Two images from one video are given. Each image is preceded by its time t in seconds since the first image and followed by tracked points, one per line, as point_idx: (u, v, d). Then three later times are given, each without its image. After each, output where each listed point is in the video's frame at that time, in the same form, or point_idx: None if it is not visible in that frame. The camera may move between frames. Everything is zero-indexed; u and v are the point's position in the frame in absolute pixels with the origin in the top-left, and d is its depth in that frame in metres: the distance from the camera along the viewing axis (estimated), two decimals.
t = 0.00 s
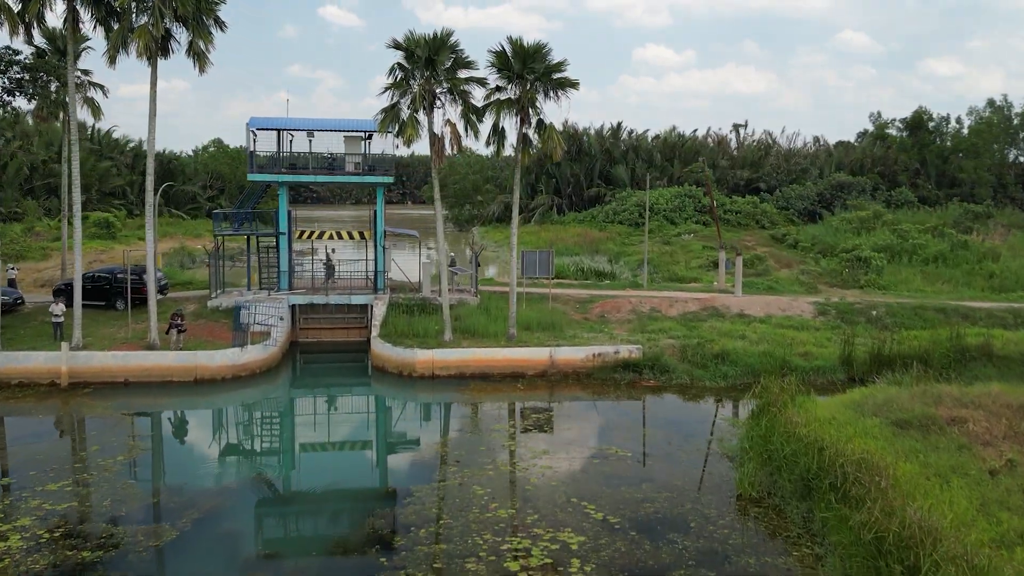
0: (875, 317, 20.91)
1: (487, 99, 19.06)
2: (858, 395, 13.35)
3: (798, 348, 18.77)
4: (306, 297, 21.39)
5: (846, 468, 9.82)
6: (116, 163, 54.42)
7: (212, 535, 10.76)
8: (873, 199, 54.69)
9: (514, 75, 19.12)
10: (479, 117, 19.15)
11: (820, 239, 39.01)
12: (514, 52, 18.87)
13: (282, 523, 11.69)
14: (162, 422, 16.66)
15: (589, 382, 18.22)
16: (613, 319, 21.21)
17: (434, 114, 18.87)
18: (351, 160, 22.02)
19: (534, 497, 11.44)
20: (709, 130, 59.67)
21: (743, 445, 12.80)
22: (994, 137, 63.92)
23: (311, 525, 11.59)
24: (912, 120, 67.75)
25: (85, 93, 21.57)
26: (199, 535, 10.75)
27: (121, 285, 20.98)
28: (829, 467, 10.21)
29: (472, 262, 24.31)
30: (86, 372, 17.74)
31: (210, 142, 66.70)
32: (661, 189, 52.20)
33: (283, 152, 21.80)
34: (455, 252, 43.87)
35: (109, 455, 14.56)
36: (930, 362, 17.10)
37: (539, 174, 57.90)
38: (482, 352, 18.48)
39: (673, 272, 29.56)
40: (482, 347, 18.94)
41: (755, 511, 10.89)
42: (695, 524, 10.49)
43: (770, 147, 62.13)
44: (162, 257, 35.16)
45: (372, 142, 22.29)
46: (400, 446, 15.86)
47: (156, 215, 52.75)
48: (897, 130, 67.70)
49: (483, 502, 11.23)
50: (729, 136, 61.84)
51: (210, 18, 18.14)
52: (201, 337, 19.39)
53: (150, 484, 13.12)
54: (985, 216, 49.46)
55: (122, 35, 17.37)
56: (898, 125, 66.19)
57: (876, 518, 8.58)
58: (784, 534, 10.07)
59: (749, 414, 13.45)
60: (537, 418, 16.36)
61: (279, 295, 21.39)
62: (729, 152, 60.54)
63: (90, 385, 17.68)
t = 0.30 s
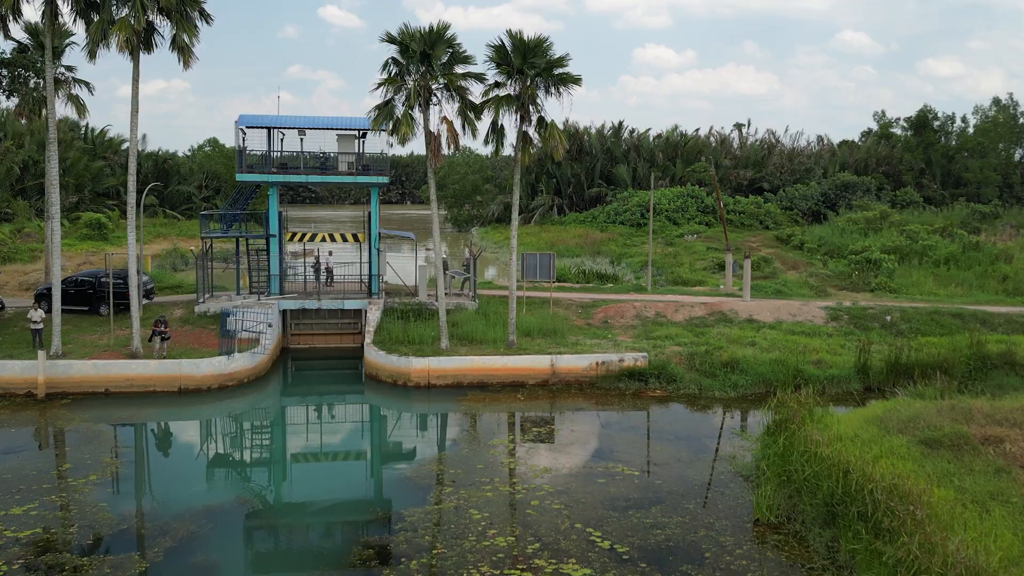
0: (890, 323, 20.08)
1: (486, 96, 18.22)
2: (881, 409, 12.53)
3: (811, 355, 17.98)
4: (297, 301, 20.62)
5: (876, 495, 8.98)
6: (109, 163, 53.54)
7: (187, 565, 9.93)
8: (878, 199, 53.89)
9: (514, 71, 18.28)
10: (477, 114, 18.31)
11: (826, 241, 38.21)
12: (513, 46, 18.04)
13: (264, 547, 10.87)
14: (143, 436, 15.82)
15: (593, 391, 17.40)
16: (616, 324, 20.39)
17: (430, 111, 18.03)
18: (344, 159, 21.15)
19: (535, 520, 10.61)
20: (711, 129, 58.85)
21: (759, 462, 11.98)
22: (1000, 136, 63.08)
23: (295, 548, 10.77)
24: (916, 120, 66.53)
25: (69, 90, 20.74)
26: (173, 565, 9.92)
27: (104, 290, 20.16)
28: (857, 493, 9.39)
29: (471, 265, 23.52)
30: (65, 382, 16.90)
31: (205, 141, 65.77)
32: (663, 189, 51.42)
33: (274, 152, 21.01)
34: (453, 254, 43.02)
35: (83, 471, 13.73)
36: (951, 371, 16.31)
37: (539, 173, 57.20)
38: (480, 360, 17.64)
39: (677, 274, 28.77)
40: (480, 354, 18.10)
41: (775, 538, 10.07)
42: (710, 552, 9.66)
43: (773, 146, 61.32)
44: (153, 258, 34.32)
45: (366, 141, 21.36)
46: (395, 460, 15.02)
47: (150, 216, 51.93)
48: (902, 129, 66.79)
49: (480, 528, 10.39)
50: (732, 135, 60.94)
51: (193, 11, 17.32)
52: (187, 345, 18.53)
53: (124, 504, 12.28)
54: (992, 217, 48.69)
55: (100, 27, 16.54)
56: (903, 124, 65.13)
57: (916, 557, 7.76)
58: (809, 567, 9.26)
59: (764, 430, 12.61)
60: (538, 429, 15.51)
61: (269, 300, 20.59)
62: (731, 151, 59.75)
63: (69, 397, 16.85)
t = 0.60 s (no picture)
0: (906, 329, 19.26)
1: (484, 92, 17.37)
2: (907, 425, 11.73)
3: (825, 364, 17.18)
4: (288, 306, 19.82)
5: (911, 529, 8.21)
6: (104, 163, 52.68)
7: None
8: (884, 199, 53.05)
9: (514, 66, 17.44)
10: (475, 111, 17.46)
11: (833, 242, 37.40)
12: (513, 40, 17.21)
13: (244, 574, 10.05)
14: (123, 450, 15.00)
15: (597, 402, 16.57)
16: (621, 330, 19.57)
17: (426, 108, 17.19)
18: (337, 159, 20.40)
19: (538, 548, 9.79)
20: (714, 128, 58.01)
21: (777, 483, 11.17)
22: (1007, 135, 62.22)
23: None
24: (922, 118, 65.36)
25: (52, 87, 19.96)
26: None
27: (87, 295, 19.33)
28: (891, 524, 8.60)
29: (469, 268, 22.73)
30: (42, 393, 16.08)
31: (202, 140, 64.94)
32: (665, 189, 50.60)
33: (264, 150, 20.22)
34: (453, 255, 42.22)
35: (56, 487, 12.91)
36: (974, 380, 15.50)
37: (540, 173, 56.44)
38: (478, 368, 16.79)
39: (682, 277, 27.96)
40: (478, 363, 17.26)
41: (798, 569, 9.26)
42: None
43: (777, 145, 60.49)
44: (144, 260, 33.50)
45: (360, 140, 20.66)
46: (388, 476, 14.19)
47: (144, 217, 51.10)
48: (907, 128, 65.89)
49: (478, 557, 9.58)
50: (735, 134, 60.07)
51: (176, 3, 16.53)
52: (171, 352, 17.69)
53: (96, 524, 11.45)
54: (1000, 218, 47.86)
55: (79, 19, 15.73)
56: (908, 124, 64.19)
57: None
58: None
59: (781, 448, 11.77)
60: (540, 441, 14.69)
61: (259, 305, 19.79)
62: (734, 151, 58.96)
63: (46, 408, 16.03)
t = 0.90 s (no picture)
0: (923, 336, 18.45)
1: (483, 87, 16.53)
2: (936, 446, 10.94)
3: (841, 373, 16.38)
4: (278, 312, 19.01)
5: (956, 567, 7.50)
6: (97, 162, 51.81)
7: None
8: (890, 199, 52.24)
9: (514, 60, 16.61)
10: (473, 108, 16.62)
11: (840, 243, 36.62)
12: (513, 33, 16.40)
13: None
14: (101, 464, 14.19)
15: (601, 413, 15.75)
16: (625, 337, 18.77)
17: (422, 105, 16.35)
18: (329, 157, 19.55)
19: None
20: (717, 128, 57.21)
21: (798, 507, 10.36)
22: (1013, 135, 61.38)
23: None
24: (927, 117, 64.40)
25: (33, 83, 19.15)
26: None
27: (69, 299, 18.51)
28: (932, 558, 7.85)
29: (468, 271, 21.93)
30: (16, 404, 15.27)
31: (198, 139, 64.08)
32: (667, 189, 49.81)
33: (254, 149, 19.38)
34: (452, 257, 41.43)
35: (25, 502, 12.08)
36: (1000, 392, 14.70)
37: (540, 173, 55.69)
38: (476, 378, 15.97)
39: (687, 279, 27.16)
40: (477, 372, 16.46)
41: None
42: None
43: (780, 144, 59.70)
44: (135, 262, 32.70)
45: (353, 138, 19.92)
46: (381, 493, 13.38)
47: (138, 217, 50.26)
48: (911, 127, 65.05)
49: None
50: (738, 133, 59.24)
51: None
52: (155, 360, 16.87)
53: (66, 547, 10.64)
54: (1009, 218, 47.06)
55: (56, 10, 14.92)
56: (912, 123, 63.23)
57: None
58: None
59: (801, 468, 10.97)
60: (541, 451, 13.86)
61: (248, 309, 18.99)
62: (737, 150, 58.17)
63: (21, 420, 15.22)
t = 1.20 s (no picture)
0: (941, 344, 17.64)
1: (481, 82, 15.71)
2: (970, 469, 10.13)
3: (858, 383, 15.58)
4: (268, 318, 18.21)
5: None
6: (91, 162, 50.82)
7: None
8: (895, 199, 51.40)
9: (515, 54, 15.79)
10: (472, 104, 15.77)
11: (847, 245, 35.83)
12: (513, 26, 15.58)
13: None
14: (78, 482, 13.39)
15: (606, 425, 14.94)
16: (630, 344, 17.98)
17: (417, 101, 15.54)
18: (320, 157, 18.76)
19: None
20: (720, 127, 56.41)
21: (822, 535, 9.55)
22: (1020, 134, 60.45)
23: None
24: (933, 117, 63.07)
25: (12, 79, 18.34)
26: None
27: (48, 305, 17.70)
28: None
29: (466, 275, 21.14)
30: None
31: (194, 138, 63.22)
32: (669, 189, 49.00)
33: (242, 148, 18.57)
34: (451, 259, 40.58)
35: None
36: None
37: (541, 173, 54.93)
38: (474, 389, 15.16)
39: (692, 282, 26.36)
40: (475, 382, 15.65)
41: None
42: None
43: (784, 144, 58.87)
44: (125, 264, 31.90)
45: (346, 137, 19.14)
46: (374, 511, 12.57)
47: (132, 218, 49.42)
48: (916, 127, 64.14)
49: None
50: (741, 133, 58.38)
51: None
52: (136, 369, 16.04)
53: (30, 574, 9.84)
54: (1018, 219, 46.21)
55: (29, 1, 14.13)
56: (917, 123, 62.26)
57: None
58: None
59: (824, 492, 10.14)
60: (543, 466, 13.05)
61: (236, 315, 18.19)
62: (740, 150, 57.39)
63: None
